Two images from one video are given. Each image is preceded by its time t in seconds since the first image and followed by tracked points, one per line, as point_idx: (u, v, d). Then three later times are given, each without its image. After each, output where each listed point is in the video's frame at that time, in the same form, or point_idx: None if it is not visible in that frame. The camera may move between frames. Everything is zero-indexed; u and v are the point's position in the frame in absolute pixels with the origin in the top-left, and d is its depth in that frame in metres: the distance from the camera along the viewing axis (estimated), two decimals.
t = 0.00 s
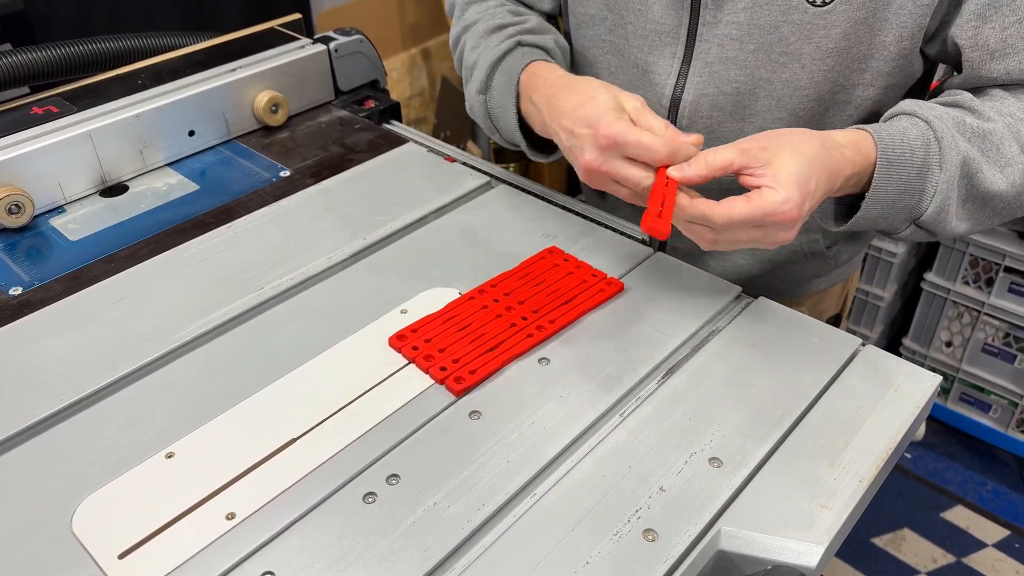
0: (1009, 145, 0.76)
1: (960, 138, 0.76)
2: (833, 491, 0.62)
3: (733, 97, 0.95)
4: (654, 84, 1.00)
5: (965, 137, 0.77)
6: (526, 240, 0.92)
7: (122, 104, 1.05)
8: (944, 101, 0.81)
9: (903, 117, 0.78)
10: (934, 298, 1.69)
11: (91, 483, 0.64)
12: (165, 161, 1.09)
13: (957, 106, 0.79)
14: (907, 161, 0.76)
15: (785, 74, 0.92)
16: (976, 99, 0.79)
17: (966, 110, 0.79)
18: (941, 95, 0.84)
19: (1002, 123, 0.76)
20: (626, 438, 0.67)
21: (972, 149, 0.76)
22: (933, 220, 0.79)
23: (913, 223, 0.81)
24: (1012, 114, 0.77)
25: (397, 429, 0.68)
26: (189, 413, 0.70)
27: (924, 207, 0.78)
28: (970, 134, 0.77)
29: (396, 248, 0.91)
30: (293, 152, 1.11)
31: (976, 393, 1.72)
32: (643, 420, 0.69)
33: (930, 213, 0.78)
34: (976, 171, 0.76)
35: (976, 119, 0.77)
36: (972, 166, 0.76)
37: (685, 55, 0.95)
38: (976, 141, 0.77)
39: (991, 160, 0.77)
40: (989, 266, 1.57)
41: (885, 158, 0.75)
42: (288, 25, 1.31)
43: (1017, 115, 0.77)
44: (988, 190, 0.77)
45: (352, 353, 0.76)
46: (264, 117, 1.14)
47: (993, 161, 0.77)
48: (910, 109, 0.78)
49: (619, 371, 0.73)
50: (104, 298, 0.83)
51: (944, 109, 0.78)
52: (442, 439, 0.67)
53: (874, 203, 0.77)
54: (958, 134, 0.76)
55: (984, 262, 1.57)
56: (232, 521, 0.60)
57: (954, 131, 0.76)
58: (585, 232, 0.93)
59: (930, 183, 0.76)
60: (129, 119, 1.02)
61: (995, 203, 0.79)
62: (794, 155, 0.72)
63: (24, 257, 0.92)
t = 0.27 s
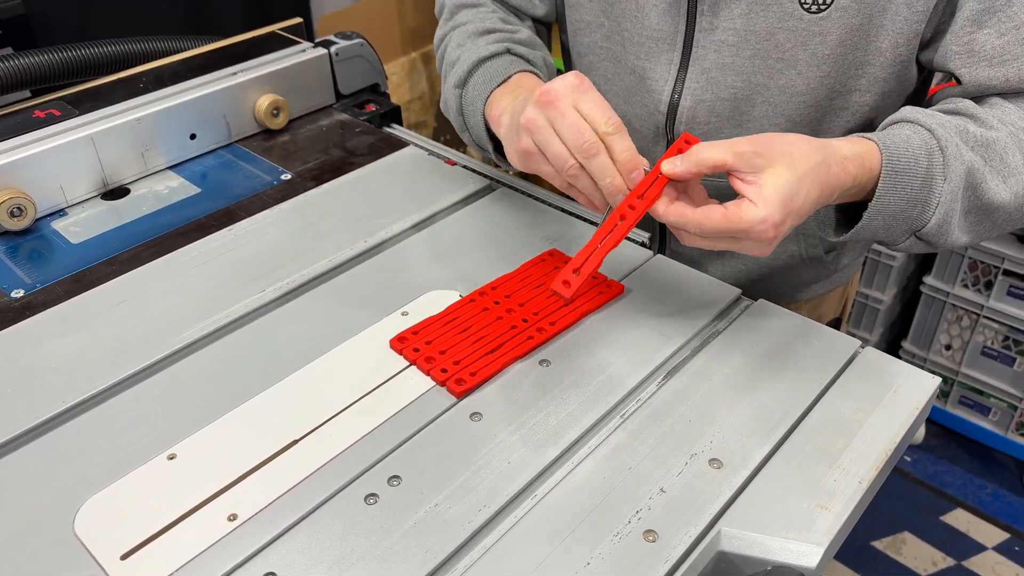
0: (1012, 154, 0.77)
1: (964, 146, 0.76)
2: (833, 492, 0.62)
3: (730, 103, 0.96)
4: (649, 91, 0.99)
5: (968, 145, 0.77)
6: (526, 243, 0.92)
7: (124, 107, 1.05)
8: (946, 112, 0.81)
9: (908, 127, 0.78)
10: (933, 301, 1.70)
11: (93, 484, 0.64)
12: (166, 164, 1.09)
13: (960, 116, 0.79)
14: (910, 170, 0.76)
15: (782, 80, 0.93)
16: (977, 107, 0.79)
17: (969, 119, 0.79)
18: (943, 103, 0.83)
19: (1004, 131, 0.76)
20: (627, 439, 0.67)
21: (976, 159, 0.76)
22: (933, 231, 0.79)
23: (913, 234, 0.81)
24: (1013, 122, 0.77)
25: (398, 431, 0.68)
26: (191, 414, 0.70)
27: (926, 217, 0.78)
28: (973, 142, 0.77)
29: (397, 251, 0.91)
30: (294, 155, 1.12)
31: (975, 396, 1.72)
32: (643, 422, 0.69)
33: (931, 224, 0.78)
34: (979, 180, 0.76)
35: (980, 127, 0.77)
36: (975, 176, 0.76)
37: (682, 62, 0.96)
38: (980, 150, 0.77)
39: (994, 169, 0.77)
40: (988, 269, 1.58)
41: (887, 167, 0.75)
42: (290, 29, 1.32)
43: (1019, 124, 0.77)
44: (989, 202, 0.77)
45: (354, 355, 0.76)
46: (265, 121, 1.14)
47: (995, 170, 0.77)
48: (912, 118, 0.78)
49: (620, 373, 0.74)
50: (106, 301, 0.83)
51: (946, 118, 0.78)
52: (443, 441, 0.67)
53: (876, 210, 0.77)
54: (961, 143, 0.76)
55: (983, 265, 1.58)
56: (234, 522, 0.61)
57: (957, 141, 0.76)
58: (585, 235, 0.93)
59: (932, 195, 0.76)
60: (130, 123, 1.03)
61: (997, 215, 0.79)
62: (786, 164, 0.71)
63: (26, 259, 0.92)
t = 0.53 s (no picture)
0: (986, 155, 0.76)
1: (931, 147, 0.77)
2: (831, 491, 0.62)
3: (728, 102, 0.96)
4: (649, 90, 1.00)
5: (937, 146, 0.77)
6: (525, 242, 0.92)
7: (124, 106, 1.05)
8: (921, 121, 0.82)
9: (879, 133, 0.80)
10: (933, 300, 1.70)
11: (93, 483, 0.64)
12: (165, 164, 1.10)
13: (927, 122, 0.80)
14: (878, 174, 0.77)
15: (780, 79, 0.93)
16: (948, 114, 0.80)
17: (938, 124, 0.80)
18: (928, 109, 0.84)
19: (976, 133, 0.76)
20: (626, 437, 0.67)
21: (947, 162, 0.76)
22: (912, 231, 0.79)
23: (892, 234, 0.81)
24: (986, 126, 0.77)
25: (398, 430, 0.68)
26: (191, 413, 0.70)
27: (900, 216, 0.78)
28: (944, 146, 0.77)
29: (397, 250, 0.91)
30: (294, 155, 1.12)
31: (975, 395, 1.72)
32: (641, 421, 0.69)
33: (899, 230, 0.79)
34: (951, 179, 0.76)
35: (951, 131, 0.78)
36: (944, 173, 0.76)
37: (680, 62, 0.96)
38: (950, 151, 0.77)
39: (966, 169, 0.76)
40: (988, 268, 1.58)
41: (851, 167, 0.76)
42: (289, 29, 1.32)
43: (993, 127, 0.77)
44: (965, 198, 0.77)
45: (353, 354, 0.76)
46: (265, 120, 1.14)
47: (968, 169, 0.76)
48: (880, 127, 0.80)
49: (619, 372, 0.74)
50: (106, 300, 0.83)
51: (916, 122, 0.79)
52: (443, 440, 0.67)
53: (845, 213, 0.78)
54: (930, 145, 0.77)
55: (983, 264, 1.58)
56: (234, 521, 0.61)
57: (924, 146, 0.77)
58: (584, 234, 0.94)
59: (902, 194, 0.76)
60: (130, 122, 1.03)
61: (974, 213, 0.79)
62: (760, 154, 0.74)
63: (25, 259, 0.92)
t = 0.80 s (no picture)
0: None
1: None
2: (841, 484, 0.62)
3: (759, 84, 0.95)
4: (677, 69, 0.99)
5: None
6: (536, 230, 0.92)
7: (136, 88, 1.05)
8: (967, 81, 0.94)
9: (987, 88, 0.91)
10: (943, 294, 1.69)
11: (105, 464, 0.64)
12: (177, 146, 1.09)
13: (997, 78, 0.90)
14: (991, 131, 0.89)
15: (811, 59, 0.93)
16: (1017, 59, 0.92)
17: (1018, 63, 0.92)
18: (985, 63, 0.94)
19: None
20: (636, 426, 0.67)
21: None
22: None
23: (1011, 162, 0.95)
24: None
25: (408, 415, 0.69)
26: (202, 396, 0.70)
27: None
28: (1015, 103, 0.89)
29: (408, 235, 0.91)
30: (305, 139, 1.11)
31: (983, 390, 1.72)
32: (651, 411, 0.69)
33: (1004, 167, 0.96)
34: None
35: None
36: None
37: (713, 42, 0.96)
38: None
39: None
40: (999, 263, 1.57)
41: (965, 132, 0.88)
42: (302, 13, 1.31)
43: None
44: None
45: (364, 339, 0.76)
46: (277, 104, 1.14)
47: None
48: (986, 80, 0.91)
49: (629, 361, 0.74)
50: (117, 281, 0.84)
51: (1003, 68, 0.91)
52: (453, 426, 0.67)
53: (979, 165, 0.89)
54: None
55: (994, 259, 1.57)
56: (244, 503, 0.61)
57: (999, 106, 0.89)
58: (596, 223, 0.93)
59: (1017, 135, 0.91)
60: (142, 104, 1.03)
61: None
62: (917, 158, 0.84)
63: (38, 239, 0.92)
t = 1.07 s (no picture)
0: None
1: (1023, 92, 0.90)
2: (840, 483, 0.62)
3: (752, 84, 0.95)
4: (672, 69, 0.99)
5: None
6: (535, 230, 0.92)
7: (136, 88, 1.05)
8: (961, 88, 0.94)
9: (981, 96, 0.91)
10: (942, 294, 1.69)
11: (105, 464, 0.64)
12: (177, 146, 1.09)
13: (991, 86, 0.90)
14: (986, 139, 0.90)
15: (805, 59, 0.93)
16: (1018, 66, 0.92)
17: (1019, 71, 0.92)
18: (977, 70, 0.94)
19: None
20: (636, 426, 0.67)
21: None
22: None
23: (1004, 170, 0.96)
24: None
25: (408, 414, 0.69)
26: (202, 395, 0.70)
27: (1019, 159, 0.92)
28: (1010, 112, 0.89)
29: (408, 235, 0.91)
30: (305, 139, 1.12)
31: (982, 390, 1.72)
32: (650, 411, 0.69)
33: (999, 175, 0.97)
34: None
35: None
36: None
37: (707, 42, 0.96)
38: None
39: None
40: (999, 262, 1.57)
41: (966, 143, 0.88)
42: (302, 13, 1.32)
43: None
44: None
45: (363, 339, 0.76)
46: (277, 104, 1.14)
47: None
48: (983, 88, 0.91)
49: (629, 361, 0.74)
50: (117, 281, 0.84)
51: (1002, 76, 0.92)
52: (453, 425, 0.67)
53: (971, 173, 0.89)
54: None
55: (993, 259, 1.57)
56: (244, 503, 0.61)
57: (994, 114, 0.89)
58: (595, 223, 0.93)
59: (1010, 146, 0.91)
60: (142, 104, 1.03)
61: None
62: (909, 168, 0.85)
63: (38, 239, 0.92)
